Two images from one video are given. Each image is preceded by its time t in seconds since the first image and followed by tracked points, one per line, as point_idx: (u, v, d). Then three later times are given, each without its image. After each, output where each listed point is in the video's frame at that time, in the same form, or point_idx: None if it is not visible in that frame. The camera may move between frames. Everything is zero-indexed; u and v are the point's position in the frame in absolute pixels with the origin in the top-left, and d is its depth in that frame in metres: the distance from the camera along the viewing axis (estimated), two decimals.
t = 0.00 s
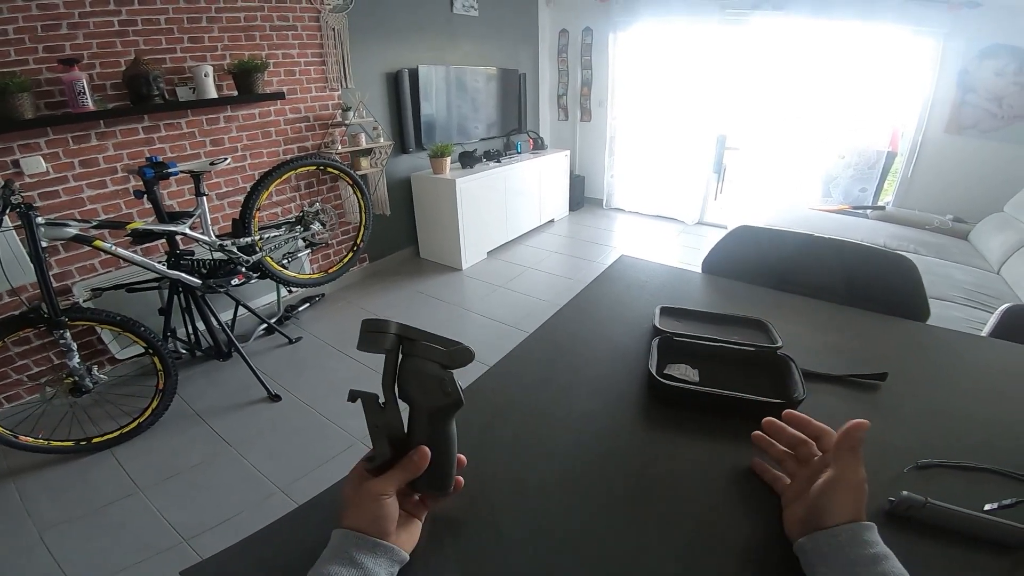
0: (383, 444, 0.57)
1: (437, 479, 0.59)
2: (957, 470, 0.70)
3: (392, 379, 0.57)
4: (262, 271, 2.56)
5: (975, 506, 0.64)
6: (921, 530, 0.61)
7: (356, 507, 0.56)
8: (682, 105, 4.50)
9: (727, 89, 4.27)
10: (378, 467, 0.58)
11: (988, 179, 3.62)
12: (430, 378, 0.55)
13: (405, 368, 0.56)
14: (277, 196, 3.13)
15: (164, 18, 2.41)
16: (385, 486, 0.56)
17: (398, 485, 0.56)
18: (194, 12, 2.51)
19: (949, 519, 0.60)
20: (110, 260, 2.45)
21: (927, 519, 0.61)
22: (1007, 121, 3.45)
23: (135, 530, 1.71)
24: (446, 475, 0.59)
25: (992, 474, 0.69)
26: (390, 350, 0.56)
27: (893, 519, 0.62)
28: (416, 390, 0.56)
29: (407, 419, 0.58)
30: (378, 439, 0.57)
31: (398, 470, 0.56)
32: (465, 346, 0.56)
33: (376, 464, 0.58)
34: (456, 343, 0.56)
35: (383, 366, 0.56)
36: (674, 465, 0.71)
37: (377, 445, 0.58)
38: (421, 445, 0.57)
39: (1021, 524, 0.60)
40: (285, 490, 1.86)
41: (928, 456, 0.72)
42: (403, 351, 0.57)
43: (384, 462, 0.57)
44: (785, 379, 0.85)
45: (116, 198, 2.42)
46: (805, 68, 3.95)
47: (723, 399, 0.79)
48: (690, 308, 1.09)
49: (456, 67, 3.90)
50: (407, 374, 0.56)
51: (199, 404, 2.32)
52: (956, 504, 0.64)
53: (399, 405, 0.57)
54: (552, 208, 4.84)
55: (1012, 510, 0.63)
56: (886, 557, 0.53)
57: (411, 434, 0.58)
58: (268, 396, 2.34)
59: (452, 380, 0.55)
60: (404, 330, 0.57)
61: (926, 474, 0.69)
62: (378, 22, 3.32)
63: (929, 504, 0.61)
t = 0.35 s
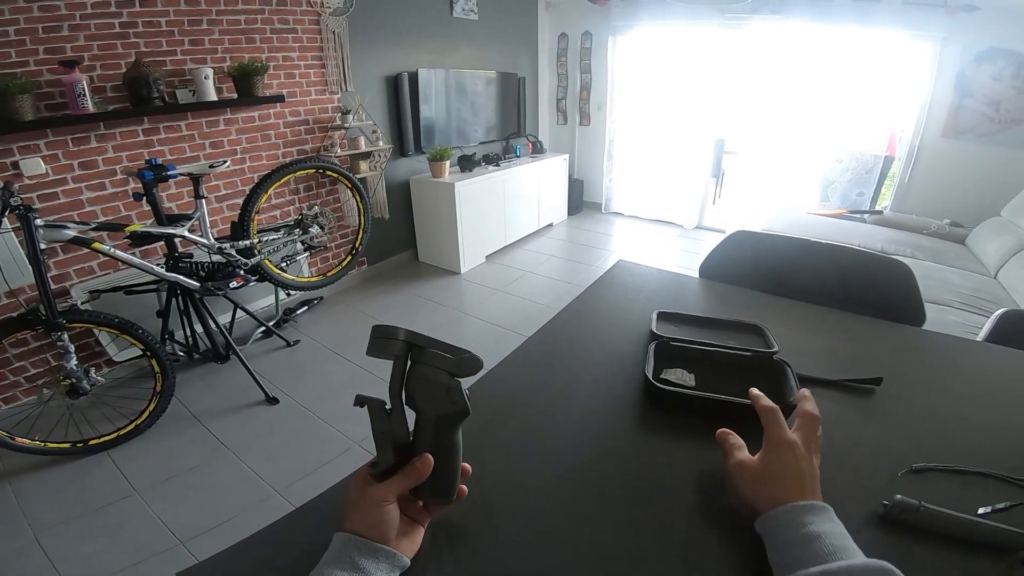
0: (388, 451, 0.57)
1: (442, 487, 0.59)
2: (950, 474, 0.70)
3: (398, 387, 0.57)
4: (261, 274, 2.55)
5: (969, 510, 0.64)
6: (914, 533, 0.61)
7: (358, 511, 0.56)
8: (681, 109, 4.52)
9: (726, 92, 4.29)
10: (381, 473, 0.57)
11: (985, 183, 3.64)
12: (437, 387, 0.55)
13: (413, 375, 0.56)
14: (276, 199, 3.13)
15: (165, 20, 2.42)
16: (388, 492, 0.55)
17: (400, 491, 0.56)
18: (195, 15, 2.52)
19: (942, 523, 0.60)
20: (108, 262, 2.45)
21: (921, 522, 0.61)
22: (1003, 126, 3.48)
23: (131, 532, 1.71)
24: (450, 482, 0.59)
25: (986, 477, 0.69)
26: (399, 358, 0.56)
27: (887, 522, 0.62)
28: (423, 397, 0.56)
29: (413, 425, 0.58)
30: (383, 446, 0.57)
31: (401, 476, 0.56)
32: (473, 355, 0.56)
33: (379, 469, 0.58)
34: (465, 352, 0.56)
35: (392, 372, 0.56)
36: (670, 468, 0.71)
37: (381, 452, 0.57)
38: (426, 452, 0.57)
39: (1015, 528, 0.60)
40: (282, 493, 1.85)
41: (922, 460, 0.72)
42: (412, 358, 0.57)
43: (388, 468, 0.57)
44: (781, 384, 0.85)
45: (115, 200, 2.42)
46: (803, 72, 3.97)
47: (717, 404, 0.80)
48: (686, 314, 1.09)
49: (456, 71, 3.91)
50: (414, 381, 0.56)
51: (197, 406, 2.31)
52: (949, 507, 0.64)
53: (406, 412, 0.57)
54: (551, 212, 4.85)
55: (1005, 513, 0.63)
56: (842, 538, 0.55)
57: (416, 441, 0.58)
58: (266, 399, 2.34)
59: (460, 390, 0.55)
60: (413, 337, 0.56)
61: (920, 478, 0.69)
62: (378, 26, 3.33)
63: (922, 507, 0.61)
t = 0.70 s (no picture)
0: (390, 456, 0.56)
1: (443, 495, 0.57)
2: (959, 482, 0.68)
3: (401, 393, 0.55)
4: (264, 276, 2.55)
5: (979, 519, 0.63)
6: (922, 543, 0.59)
7: (359, 518, 0.55)
8: (684, 112, 4.52)
9: (729, 95, 4.29)
10: (382, 479, 0.57)
11: (990, 186, 3.62)
12: (440, 393, 0.54)
13: (416, 381, 0.55)
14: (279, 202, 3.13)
15: (170, 22, 2.43)
16: (388, 498, 0.55)
17: (401, 498, 0.55)
18: (200, 17, 2.53)
19: (950, 532, 0.59)
20: (112, 264, 2.45)
21: (930, 530, 0.59)
22: (1009, 129, 3.46)
23: (132, 534, 1.70)
24: (453, 489, 0.58)
25: (998, 485, 0.68)
26: (403, 363, 0.55)
27: (895, 531, 0.61)
28: (426, 403, 0.55)
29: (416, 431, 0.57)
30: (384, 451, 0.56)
31: (402, 482, 0.55)
32: (480, 362, 0.53)
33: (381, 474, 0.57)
34: (470, 358, 0.54)
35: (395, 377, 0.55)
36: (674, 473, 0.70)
37: (383, 457, 0.57)
38: (428, 459, 0.56)
39: None
40: (283, 496, 1.84)
41: (930, 468, 0.71)
42: (415, 363, 0.55)
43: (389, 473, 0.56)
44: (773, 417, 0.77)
45: (119, 202, 2.43)
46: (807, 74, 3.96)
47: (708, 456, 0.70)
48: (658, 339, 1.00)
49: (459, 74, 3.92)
50: (418, 387, 0.55)
51: (199, 409, 2.31)
52: (959, 516, 0.63)
53: (408, 417, 0.56)
54: (554, 216, 4.84)
55: (1015, 522, 0.62)
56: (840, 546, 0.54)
57: (419, 447, 0.57)
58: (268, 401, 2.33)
59: (463, 397, 0.54)
60: (417, 343, 0.55)
61: (929, 486, 0.68)
62: (382, 30, 3.34)
63: (931, 515, 0.60)
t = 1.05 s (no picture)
0: (370, 446, 0.58)
1: (424, 480, 0.59)
2: (931, 472, 0.72)
3: (379, 382, 0.58)
4: (253, 274, 2.55)
5: (949, 508, 0.66)
6: (892, 529, 0.63)
7: (342, 507, 0.56)
8: (674, 110, 4.55)
9: (718, 94, 4.33)
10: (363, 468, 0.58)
11: (973, 183, 3.70)
12: (416, 380, 0.56)
13: (393, 372, 0.57)
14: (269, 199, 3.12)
15: (157, 20, 2.41)
16: (370, 485, 0.56)
17: (383, 485, 0.57)
18: (188, 14, 2.51)
19: (919, 520, 0.62)
20: (99, 262, 2.43)
21: (902, 518, 0.62)
22: (992, 127, 3.53)
23: (122, 532, 1.70)
24: (433, 475, 0.60)
25: (967, 475, 0.71)
26: (379, 355, 0.57)
27: (868, 518, 0.64)
28: (403, 392, 0.57)
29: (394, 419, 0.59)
30: (364, 441, 0.57)
31: (383, 469, 0.57)
32: (454, 349, 0.56)
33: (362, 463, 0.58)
34: (444, 347, 0.57)
35: (372, 368, 0.57)
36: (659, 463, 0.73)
37: (363, 447, 0.58)
38: (408, 446, 0.58)
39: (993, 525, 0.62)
40: (274, 493, 1.85)
41: (904, 458, 0.74)
42: (392, 355, 0.58)
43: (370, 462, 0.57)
44: (719, 472, 0.69)
45: (105, 199, 2.40)
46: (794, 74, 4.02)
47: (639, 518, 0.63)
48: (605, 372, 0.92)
49: (450, 71, 3.92)
50: (394, 377, 0.57)
51: (188, 407, 2.30)
52: (930, 505, 0.66)
53: (387, 407, 0.58)
54: (545, 213, 4.86)
55: (984, 511, 0.65)
56: None
57: (398, 436, 0.58)
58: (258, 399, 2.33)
59: (439, 383, 0.57)
60: (393, 334, 0.57)
61: (902, 476, 0.71)
62: (372, 26, 3.33)
63: (903, 504, 0.63)
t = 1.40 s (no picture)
0: (361, 444, 0.59)
1: (415, 478, 0.60)
2: (917, 468, 0.73)
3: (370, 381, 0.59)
4: (246, 274, 2.54)
5: (934, 503, 0.67)
6: (880, 525, 0.64)
7: (335, 503, 0.57)
8: (667, 109, 4.58)
9: (711, 94, 4.36)
10: (355, 466, 0.59)
11: (962, 181, 3.75)
12: (406, 380, 0.57)
13: (383, 371, 0.58)
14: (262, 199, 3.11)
15: (148, 19, 2.40)
16: (362, 483, 0.58)
17: (374, 483, 0.58)
18: (179, 14, 2.49)
19: (907, 517, 0.63)
20: (90, 262, 2.42)
21: (888, 513, 0.64)
22: (981, 126, 3.58)
23: (115, 533, 1.69)
24: (424, 472, 0.61)
25: (953, 470, 0.73)
26: (370, 355, 0.58)
27: (855, 514, 0.65)
28: (394, 391, 0.58)
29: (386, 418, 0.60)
30: (356, 438, 0.58)
31: (374, 467, 0.58)
32: (443, 349, 0.57)
33: (354, 461, 0.59)
34: (433, 346, 0.58)
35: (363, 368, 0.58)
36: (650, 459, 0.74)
37: (355, 445, 0.59)
38: (398, 444, 0.59)
39: (980, 521, 0.64)
40: (268, 493, 1.85)
41: (890, 454, 0.76)
42: (382, 354, 0.58)
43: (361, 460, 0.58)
44: (665, 460, 0.71)
45: (96, 200, 2.39)
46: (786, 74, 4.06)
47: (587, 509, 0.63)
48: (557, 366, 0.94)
49: (443, 70, 3.92)
50: (385, 376, 0.58)
51: (181, 407, 2.29)
52: (915, 500, 0.68)
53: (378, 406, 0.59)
54: (539, 212, 4.87)
55: (967, 506, 0.66)
56: None
57: (389, 434, 0.59)
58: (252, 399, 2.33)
59: (429, 382, 0.57)
60: (383, 334, 0.58)
61: (888, 471, 0.73)
62: (365, 25, 3.33)
63: (889, 499, 0.64)
